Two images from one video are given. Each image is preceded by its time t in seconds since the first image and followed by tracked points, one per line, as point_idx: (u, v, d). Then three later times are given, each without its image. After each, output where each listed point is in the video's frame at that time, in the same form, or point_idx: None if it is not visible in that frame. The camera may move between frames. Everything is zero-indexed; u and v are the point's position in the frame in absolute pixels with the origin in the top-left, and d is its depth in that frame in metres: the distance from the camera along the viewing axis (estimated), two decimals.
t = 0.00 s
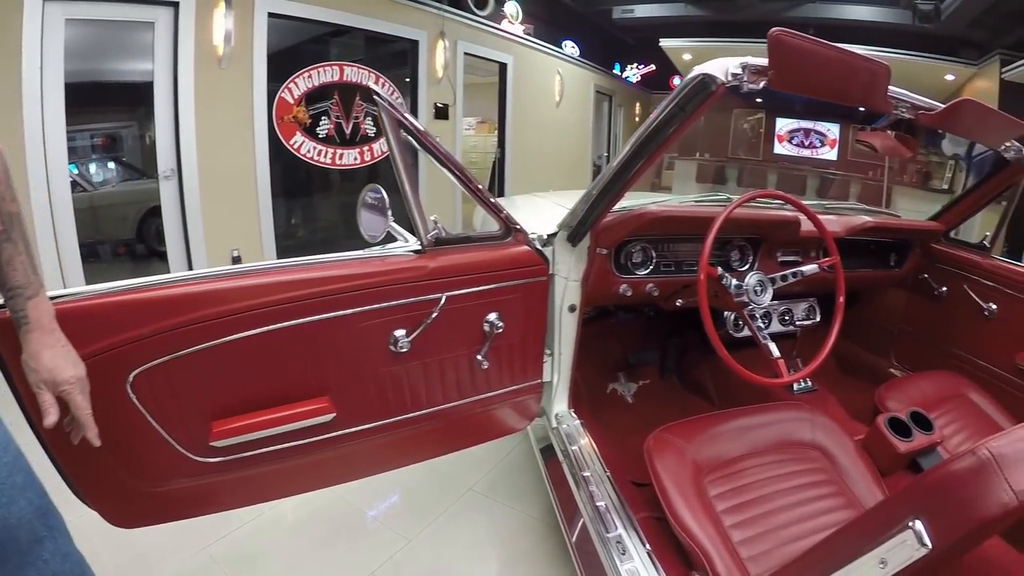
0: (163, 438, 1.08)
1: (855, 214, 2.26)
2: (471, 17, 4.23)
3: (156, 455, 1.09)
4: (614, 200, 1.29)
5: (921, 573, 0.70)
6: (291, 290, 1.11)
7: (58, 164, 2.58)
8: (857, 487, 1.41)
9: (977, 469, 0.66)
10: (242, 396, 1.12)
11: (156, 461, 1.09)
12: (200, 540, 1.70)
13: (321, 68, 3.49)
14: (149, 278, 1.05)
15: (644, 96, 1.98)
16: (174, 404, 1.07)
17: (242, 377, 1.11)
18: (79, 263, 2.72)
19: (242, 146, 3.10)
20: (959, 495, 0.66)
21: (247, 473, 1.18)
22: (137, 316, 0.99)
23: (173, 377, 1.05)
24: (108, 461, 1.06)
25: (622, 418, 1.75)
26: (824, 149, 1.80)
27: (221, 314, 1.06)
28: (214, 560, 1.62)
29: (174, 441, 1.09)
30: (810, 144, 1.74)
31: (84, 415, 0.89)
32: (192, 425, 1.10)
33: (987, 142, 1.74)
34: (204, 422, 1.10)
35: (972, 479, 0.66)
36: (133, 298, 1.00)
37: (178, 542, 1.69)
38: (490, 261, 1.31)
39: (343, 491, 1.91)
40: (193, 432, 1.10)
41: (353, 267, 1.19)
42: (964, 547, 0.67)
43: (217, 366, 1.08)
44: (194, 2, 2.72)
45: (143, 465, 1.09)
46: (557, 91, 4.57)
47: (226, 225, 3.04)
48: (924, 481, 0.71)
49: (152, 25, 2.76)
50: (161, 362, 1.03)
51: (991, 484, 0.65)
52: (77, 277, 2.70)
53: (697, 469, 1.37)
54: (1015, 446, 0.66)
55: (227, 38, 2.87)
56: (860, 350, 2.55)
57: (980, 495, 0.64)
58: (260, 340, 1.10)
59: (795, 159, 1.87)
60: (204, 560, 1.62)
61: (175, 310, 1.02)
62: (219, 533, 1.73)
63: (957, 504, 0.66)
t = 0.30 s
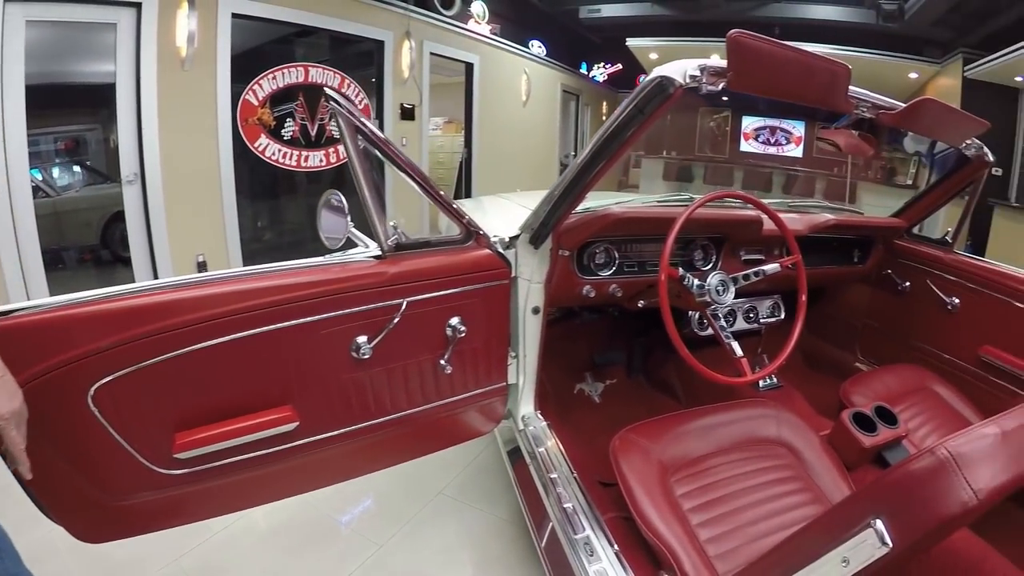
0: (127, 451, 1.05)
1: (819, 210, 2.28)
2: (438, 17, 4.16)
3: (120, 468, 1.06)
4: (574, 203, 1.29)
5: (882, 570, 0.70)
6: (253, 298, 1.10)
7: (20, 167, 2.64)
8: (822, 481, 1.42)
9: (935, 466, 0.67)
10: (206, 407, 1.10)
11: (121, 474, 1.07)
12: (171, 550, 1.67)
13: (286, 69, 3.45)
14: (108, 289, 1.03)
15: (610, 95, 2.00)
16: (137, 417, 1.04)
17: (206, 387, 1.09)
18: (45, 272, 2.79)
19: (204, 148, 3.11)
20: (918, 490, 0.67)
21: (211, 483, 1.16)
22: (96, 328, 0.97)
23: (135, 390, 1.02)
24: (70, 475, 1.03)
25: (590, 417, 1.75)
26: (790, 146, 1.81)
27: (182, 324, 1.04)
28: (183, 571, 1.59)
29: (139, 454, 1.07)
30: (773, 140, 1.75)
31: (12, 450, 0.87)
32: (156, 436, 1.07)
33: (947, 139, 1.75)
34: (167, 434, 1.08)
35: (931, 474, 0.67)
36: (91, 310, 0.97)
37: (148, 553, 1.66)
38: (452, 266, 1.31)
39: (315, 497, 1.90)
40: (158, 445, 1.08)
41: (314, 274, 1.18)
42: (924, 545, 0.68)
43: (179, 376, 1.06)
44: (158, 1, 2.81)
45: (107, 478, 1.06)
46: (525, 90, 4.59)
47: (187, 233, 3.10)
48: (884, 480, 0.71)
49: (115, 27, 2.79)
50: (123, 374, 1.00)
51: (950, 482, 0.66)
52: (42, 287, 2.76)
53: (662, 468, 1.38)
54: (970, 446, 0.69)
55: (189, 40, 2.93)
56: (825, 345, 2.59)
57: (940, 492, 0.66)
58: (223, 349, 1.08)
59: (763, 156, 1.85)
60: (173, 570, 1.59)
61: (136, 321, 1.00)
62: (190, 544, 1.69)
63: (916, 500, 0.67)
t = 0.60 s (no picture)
0: (97, 465, 1.02)
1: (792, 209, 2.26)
2: (415, 17, 4.14)
3: (90, 483, 1.02)
4: (542, 206, 1.29)
5: None
6: (219, 307, 1.08)
7: None
8: (796, 481, 1.42)
9: (904, 474, 0.66)
10: (176, 418, 1.07)
11: (91, 490, 1.03)
12: (142, 563, 1.63)
13: (260, 70, 3.43)
14: (70, 301, 1.00)
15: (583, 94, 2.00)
16: (106, 430, 1.01)
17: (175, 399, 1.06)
18: (17, 279, 2.67)
19: (177, 151, 3.09)
20: (886, 500, 0.66)
21: (180, 497, 1.13)
22: (60, 341, 0.94)
23: (103, 403, 0.99)
24: (38, 493, 0.99)
25: (565, 419, 1.75)
26: (766, 145, 1.82)
27: (148, 334, 1.01)
28: None
29: (110, 468, 1.03)
30: (750, 139, 1.76)
31: None
32: (125, 449, 1.04)
33: (919, 139, 1.76)
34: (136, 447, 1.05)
35: (899, 483, 0.66)
36: (54, 322, 0.95)
37: (119, 565, 1.61)
38: (420, 272, 1.30)
39: (291, 504, 1.87)
40: (128, 458, 1.05)
41: (281, 281, 1.16)
42: (893, 553, 0.67)
43: (148, 387, 1.03)
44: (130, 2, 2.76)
45: (77, 495, 1.02)
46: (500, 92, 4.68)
47: (165, 237, 3.07)
48: (853, 486, 0.70)
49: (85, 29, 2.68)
50: (90, 388, 0.97)
51: (919, 490, 0.65)
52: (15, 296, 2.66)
53: (636, 472, 1.37)
54: (940, 453, 0.68)
55: (161, 41, 2.91)
56: (799, 342, 2.61)
57: (909, 501, 0.65)
58: (191, 359, 1.06)
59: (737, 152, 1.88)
60: None
61: (101, 332, 0.97)
62: (163, 556, 1.65)
63: (885, 511, 0.66)
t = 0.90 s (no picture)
0: (66, 477, 0.99)
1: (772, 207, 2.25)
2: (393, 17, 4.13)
3: (58, 495, 0.99)
4: (512, 209, 1.27)
5: None
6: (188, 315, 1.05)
7: None
8: (773, 484, 1.41)
9: (875, 486, 0.65)
10: (146, 429, 1.05)
11: (59, 503, 1.00)
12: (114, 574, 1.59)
13: (236, 71, 3.40)
14: (33, 312, 0.97)
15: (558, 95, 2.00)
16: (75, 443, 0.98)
17: (144, 409, 1.04)
18: None
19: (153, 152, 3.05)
20: (859, 514, 0.65)
21: (147, 509, 1.10)
22: (25, 352, 0.91)
23: (71, 416, 0.96)
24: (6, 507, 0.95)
25: (542, 421, 1.73)
26: (744, 143, 1.86)
27: (116, 343, 0.98)
28: None
29: (77, 480, 1.00)
30: (732, 136, 1.81)
31: None
32: (95, 460, 1.01)
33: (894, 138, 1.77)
34: (105, 458, 1.02)
35: (873, 496, 0.64)
36: (20, 333, 0.91)
37: None
38: (389, 278, 1.28)
39: (266, 512, 1.84)
40: (97, 470, 1.02)
41: (248, 288, 1.14)
42: (866, 566, 0.66)
43: (118, 398, 1.00)
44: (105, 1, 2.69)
45: (45, 507, 0.99)
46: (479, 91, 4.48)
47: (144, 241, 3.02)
48: (822, 498, 0.69)
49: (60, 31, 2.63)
50: (58, 399, 0.94)
51: (892, 503, 0.64)
52: None
53: (610, 478, 1.35)
54: (913, 464, 0.66)
55: (136, 43, 2.83)
56: (776, 341, 2.61)
57: (881, 514, 0.64)
58: (160, 369, 1.03)
59: (715, 151, 1.93)
60: None
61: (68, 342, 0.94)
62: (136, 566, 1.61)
63: (858, 524, 0.64)
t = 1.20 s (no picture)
0: (33, 486, 0.97)
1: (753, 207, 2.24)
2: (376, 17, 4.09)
3: (24, 504, 0.97)
4: (483, 210, 1.26)
5: None
6: (155, 321, 1.03)
7: None
8: (752, 487, 1.40)
9: (848, 500, 0.63)
10: (114, 438, 1.02)
11: (25, 512, 0.98)
12: None
13: (215, 72, 3.36)
14: None
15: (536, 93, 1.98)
16: (40, 452, 0.95)
17: (113, 418, 1.01)
18: None
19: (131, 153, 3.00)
20: (830, 528, 0.63)
21: (115, 519, 1.07)
22: None
23: (38, 425, 0.94)
24: None
25: (521, 424, 1.72)
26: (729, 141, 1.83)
27: (82, 351, 0.95)
28: None
29: (45, 489, 0.98)
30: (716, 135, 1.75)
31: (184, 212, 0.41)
32: (62, 469, 0.99)
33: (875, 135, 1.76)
34: (72, 468, 0.99)
35: (845, 509, 0.63)
36: None
37: None
38: (360, 281, 1.26)
39: (243, 518, 1.80)
40: (64, 479, 0.99)
41: (216, 293, 1.12)
42: None
43: (84, 407, 0.97)
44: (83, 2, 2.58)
45: (10, 516, 0.97)
46: (461, 91, 4.68)
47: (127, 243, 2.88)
48: (794, 511, 0.68)
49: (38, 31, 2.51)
50: (22, 409, 0.91)
51: (866, 517, 0.62)
52: None
53: (585, 483, 1.34)
54: (889, 476, 0.65)
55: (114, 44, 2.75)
56: (758, 340, 2.60)
57: (855, 527, 0.62)
58: (129, 377, 1.01)
59: (699, 150, 1.87)
60: None
61: (31, 351, 0.91)
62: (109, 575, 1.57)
63: (829, 539, 0.63)
